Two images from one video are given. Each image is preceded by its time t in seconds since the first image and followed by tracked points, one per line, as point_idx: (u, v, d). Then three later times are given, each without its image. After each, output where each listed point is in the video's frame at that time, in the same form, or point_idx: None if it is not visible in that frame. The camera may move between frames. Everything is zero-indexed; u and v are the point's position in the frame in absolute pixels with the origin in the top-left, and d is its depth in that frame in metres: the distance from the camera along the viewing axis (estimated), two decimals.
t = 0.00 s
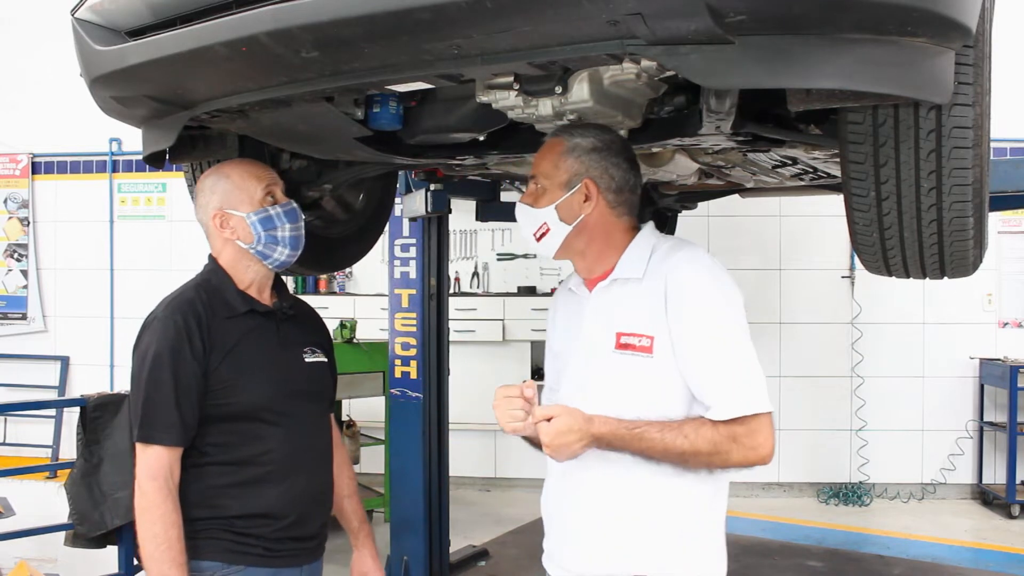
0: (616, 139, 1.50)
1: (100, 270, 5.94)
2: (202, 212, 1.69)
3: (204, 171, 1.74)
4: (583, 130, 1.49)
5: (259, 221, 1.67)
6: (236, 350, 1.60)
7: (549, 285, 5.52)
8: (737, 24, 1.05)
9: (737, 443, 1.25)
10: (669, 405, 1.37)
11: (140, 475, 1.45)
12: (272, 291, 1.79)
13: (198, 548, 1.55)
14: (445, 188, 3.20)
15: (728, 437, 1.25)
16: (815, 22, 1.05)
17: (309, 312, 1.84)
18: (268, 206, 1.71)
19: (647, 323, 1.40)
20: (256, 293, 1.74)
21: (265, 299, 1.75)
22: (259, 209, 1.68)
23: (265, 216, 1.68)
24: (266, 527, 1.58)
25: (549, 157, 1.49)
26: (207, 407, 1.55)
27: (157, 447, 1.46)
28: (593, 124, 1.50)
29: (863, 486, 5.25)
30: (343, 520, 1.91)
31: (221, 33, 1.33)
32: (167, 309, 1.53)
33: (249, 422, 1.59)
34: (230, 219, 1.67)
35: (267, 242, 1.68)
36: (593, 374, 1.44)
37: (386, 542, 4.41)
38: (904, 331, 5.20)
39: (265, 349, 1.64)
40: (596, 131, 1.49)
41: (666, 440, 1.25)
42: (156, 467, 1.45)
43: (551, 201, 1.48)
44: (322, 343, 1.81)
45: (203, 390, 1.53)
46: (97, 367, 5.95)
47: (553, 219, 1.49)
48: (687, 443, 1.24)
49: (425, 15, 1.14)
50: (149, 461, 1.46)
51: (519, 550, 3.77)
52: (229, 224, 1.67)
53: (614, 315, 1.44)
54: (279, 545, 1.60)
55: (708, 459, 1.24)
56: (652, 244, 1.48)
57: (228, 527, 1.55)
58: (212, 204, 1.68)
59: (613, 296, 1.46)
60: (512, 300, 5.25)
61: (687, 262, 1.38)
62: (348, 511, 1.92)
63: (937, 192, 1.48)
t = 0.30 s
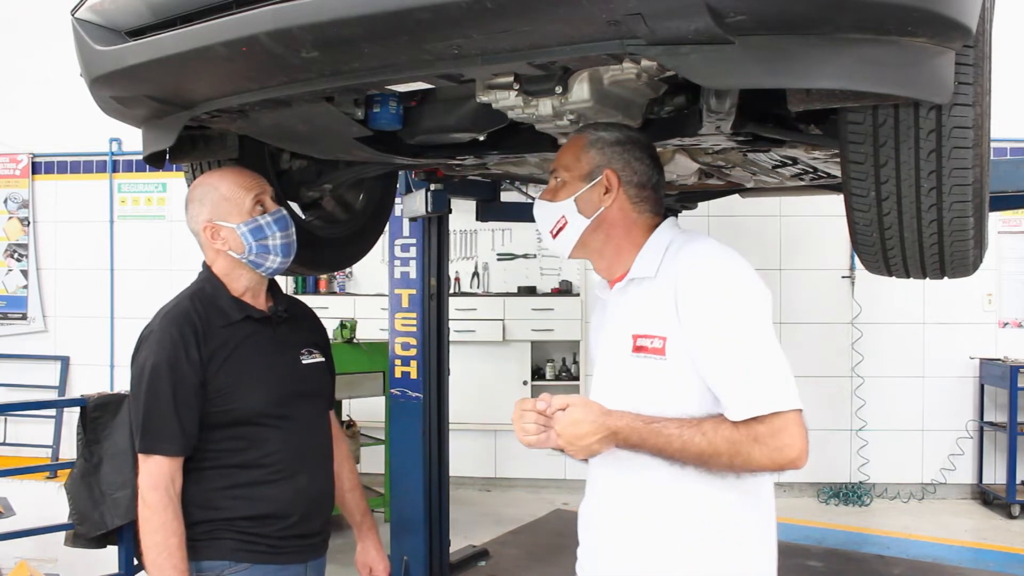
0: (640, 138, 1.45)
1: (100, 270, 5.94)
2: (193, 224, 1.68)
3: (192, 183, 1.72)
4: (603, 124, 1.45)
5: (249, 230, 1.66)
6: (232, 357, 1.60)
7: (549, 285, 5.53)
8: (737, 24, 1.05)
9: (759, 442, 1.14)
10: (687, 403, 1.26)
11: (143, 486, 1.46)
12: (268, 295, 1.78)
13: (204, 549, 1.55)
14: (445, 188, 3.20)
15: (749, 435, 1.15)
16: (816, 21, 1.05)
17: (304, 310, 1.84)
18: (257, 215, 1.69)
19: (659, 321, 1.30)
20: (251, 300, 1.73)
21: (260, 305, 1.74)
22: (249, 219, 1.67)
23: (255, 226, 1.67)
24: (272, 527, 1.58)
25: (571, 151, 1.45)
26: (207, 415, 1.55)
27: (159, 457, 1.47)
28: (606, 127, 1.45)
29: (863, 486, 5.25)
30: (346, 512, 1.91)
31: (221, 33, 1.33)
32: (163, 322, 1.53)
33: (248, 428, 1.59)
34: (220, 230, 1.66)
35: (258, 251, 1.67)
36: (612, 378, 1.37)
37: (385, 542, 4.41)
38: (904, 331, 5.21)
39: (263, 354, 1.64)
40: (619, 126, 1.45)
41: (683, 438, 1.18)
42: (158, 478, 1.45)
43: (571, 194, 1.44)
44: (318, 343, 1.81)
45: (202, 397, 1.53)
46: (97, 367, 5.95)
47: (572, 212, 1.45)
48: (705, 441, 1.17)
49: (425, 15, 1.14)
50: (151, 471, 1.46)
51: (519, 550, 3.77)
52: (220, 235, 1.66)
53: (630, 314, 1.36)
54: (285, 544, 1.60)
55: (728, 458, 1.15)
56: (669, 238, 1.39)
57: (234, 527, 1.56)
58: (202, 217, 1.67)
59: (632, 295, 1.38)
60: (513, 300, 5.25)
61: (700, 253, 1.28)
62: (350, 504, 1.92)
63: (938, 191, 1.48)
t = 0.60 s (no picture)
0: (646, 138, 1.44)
1: (100, 270, 5.94)
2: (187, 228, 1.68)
3: (186, 186, 1.72)
4: (608, 126, 1.45)
5: (245, 236, 1.66)
6: (230, 361, 1.59)
7: (549, 285, 5.53)
8: (737, 24, 1.05)
9: (746, 456, 1.12)
10: (685, 413, 1.26)
11: (142, 492, 1.45)
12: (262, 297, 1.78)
13: (208, 550, 1.54)
14: (445, 188, 3.20)
15: (736, 448, 1.13)
16: (816, 22, 1.05)
17: (300, 309, 1.84)
18: (252, 221, 1.69)
19: (661, 329, 1.30)
20: (246, 301, 1.72)
21: (256, 307, 1.74)
22: (244, 224, 1.67)
23: (250, 231, 1.67)
24: (277, 524, 1.59)
25: (576, 155, 1.46)
26: (207, 417, 1.55)
27: (159, 462, 1.46)
28: (616, 125, 1.46)
29: (863, 486, 5.24)
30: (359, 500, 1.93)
31: (221, 33, 1.33)
32: (160, 326, 1.52)
33: (248, 429, 1.59)
34: (215, 235, 1.65)
35: (253, 256, 1.67)
36: (625, 384, 1.38)
37: (385, 542, 4.41)
38: (904, 331, 5.21)
39: (261, 356, 1.64)
40: (624, 128, 1.45)
41: (672, 450, 1.17)
42: (157, 483, 1.45)
43: (574, 196, 1.45)
44: (313, 342, 1.80)
45: (200, 402, 1.53)
46: (97, 367, 5.95)
47: (575, 214, 1.45)
48: (693, 453, 1.16)
49: (425, 15, 1.14)
50: (151, 477, 1.45)
51: (519, 550, 3.76)
52: (215, 240, 1.66)
53: (640, 320, 1.36)
54: (291, 540, 1.61)
55: (715, 470, 1.14)
56: (675, 240, 1.37)
57: (239, 526, 1.55)
58: (196, 220, 1.66)
59: (641, 301, 1.37)
60: (513, 300, 5.25)
61: (701, 256, 1.26)
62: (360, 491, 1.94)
63: (938, 191, 1.48)
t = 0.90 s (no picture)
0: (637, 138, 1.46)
1: (100, 270, 5.94)
2: (190, 220, 1.66)
3: (191, 177, 1.71)
4: (597, 124, 1.44)
5: (249, 234, 1.66)
6: (230, 360, 1.58)
7: (549, 285, 5.54)
8: (737, 24, 1.05)
9: (764, 451, 1.17)
10: (680, 407, 1.32)
11: (143, 493, 1.45)
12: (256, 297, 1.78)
13: (209, 552, 1.55)
14: (445, 188, 3.19)
15: (753, 444, 1.18)
16: (815, 22, 1.05)
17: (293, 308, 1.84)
18: (258, 221, 1.69)
19: (650, 328, 1.34)
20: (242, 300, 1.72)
21: (252, 306, 1.74)
22: (250, 223, 1.67)
23: (255, 231, 1.67)
24: (274, 527, 1.59)
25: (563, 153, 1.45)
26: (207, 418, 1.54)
27: (160, 464, 1.46)
28: (606, 120, 1.45)
29: (863, 486, 5.24)
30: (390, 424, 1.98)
31: (221, 33, 1.32)
32: (161, 326, 1.51)
33: (249, 430, 1.58)
34: (218, 230, 1.65)
35: (254, 256, 1.67)
36: (603, 380, 1.42)
37: (385, 542, 4.41)
38: (904, 331, 5.21)
39: (261, 354, 1.63)
40: (615, 128, 1.44)
41: (689, 444, 1.22)
42: (158, 485, 1.45)
43: (560, 196, 1.45)
44: (307, 343, 1.79)
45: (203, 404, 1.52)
46: (97, 367, 5.95)
47: (561, 216, 1.46)
48: (712, 449, 1.20)
49: (425, 15, 1.14)
50: (152, 478, 1.45)
51: (519, 550, 3.76)
52: (217, 235, 1.65)
53: (622, 319, 1.39)
54: (287, 545, 1.61)
55: (734, 465, 1.19)
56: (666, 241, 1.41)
57: (236, 529, 1.56)
58: (200, 214, 1.66)
59: (623, 300, 1.41)
60: (513, 300, 5.26)
61: (698, 260, 1.31)
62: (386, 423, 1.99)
63: (938, 191, 1.48)
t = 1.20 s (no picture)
0: (616, 157, 1.45)
1: (100, 270, 5.94)
2: (177, 217, 1.64)
3: (179, 173, 1.68)
4: (579, 145, 1.44)
5: (238, 234, 1.64)
6: (219, 364, 1.57)
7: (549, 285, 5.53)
8: (738, 24, 1.05)
9: (740, 455, 1.23)
10: (664, 412, 1.35)
11: (134, 502, 1.43)
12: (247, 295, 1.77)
13: (205, 557, 1.54)
14: (445, 188, 3.19)
15: (730, 448, 1.24)
16: (815, 23, 1.05)
17: (279, 304, 1.83)
18: (248, 220, 1.67)
19: (636, 333, 1.36)
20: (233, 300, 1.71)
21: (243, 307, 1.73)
22: (239, 222, 1.65)
23: (245, 230, 1.65)
24: (272, 529, 1.59)
25: (543, 167, 1.46)
26: (198, 422, 1.53)
27: (151, 470, 1.44)
28: (593, 134, 1.45)
29: (863, 486, 5.25)
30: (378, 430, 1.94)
31: (222, 33, 1.33)
32: (149, 331, 1.49)
33: (242, 433, 1.58)
34: (207, 228, 1.63)
35: (244, 255, 1.65)
36: (584, 383, 1.43)
37: (385, 542, 4.41)
38: (904, 331, 5.21)
39: (252, 355, 1.62)
40: (596, 147, 1.44)
41: (671, 446, 1.25)
42: (149, 492, 1.43)
43: (538, 213, 1.48)
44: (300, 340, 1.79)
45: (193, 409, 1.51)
46: (97, 367, 5.95)
47: (540, 231, 1.49)
48: (691, 451, 1.24)
49: (425, 15, 1.14)
50: (142, 487, 1.43)
51: (518, 550, 3.76)
52: (206, 234, 1.63)
53: (605, 323, 1.41)
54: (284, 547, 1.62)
55: (710, 467, 1.24)
56: (646, 251, 1.43)
57: (233, 533, 1.55)
58: (189, 212, 1.63)
59: (604, 307, 1.42)
60: (513, 300, 5.26)
61: (683, 270, 1.35)
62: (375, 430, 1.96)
63: (937, 192, 1.48)
